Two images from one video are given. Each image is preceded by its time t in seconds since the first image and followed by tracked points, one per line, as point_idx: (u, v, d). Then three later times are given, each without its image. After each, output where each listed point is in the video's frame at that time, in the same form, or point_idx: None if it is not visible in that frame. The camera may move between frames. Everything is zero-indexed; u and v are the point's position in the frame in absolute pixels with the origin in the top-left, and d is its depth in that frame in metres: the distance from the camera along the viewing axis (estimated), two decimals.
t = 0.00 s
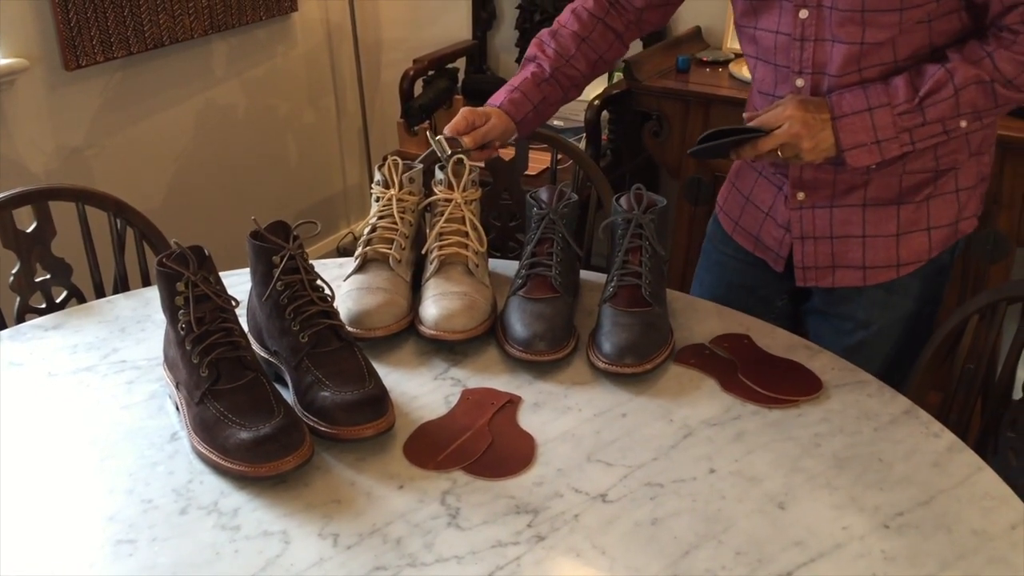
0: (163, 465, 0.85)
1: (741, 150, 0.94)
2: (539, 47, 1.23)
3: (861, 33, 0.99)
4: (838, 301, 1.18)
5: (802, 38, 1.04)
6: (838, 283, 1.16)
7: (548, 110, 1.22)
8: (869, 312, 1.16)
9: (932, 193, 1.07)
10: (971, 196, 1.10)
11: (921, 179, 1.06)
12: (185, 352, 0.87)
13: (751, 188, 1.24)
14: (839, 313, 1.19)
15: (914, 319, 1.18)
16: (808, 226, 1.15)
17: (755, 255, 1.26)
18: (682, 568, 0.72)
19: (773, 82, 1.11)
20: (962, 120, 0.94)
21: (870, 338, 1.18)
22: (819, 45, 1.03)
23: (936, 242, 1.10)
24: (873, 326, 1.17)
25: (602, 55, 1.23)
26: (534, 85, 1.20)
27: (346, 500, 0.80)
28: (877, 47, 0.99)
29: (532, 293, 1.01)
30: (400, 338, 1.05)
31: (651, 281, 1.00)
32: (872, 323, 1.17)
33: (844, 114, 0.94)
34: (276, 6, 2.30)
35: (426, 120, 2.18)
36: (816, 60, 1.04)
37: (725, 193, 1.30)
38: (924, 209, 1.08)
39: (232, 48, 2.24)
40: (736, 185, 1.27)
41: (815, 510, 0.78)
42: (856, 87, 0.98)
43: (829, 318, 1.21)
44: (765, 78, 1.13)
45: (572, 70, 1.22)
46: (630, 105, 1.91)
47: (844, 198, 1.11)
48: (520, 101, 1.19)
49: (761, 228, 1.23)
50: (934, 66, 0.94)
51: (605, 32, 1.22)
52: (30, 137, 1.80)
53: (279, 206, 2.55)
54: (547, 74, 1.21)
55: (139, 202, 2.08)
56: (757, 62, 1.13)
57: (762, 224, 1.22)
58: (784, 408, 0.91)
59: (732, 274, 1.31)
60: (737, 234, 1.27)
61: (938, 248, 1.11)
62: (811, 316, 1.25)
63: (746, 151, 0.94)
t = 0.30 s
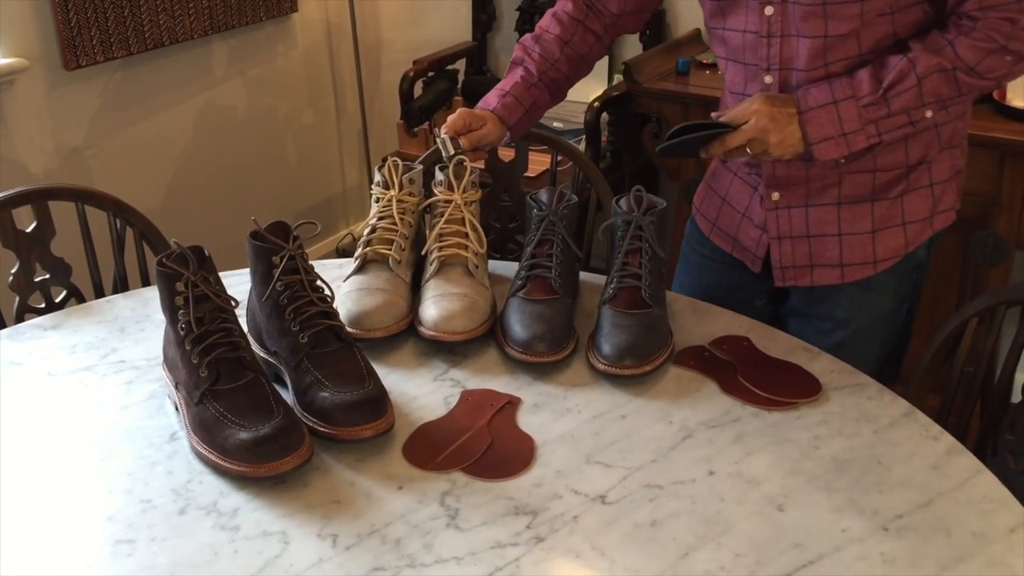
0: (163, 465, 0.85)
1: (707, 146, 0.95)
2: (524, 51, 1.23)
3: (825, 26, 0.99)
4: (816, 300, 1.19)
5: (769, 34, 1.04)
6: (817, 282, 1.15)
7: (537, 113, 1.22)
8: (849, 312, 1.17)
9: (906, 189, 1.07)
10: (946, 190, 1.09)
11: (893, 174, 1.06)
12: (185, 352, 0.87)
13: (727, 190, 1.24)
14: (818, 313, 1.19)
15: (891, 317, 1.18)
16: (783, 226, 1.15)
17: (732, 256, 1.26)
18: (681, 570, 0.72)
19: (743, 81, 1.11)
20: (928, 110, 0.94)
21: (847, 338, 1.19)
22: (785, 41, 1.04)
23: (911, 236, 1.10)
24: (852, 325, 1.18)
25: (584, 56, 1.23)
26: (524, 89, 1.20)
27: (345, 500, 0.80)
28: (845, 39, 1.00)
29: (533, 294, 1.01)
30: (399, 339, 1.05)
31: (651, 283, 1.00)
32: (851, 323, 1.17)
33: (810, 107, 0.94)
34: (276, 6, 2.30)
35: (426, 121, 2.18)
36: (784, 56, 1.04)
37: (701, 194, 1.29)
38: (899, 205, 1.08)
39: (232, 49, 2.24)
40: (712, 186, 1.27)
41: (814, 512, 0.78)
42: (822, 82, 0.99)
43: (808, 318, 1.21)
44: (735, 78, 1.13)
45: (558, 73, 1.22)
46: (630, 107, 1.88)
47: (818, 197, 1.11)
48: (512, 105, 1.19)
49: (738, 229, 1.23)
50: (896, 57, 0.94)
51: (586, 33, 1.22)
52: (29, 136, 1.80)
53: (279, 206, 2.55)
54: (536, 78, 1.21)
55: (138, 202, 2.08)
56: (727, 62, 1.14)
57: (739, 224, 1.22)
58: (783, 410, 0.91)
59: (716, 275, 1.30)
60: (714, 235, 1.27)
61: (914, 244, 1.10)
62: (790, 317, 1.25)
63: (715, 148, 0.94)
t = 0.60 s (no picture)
0: (160, 465, 0.85)
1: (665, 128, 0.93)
2: (517, 48, 1.23)
3: (783, 15, 1.00)
4: (783, 299, 1.19)
5: (730, 26, 1.05)
6: (784, 277, 1.16)
7: (535, 108, 1.22)
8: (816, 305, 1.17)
9: (869, 180, 1.08)
10: (909, 181, 1.10)
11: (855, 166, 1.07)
12: (183, 353, 0.87)
13: (694, 186, 1.24)
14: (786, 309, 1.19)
15: (859, 311, 1.18)
16: (749, 221, 1.15)
17: (701, 251, 1.26)
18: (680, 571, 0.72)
19: (706, 73, 1.12)
20: (878, 95, 0.94)
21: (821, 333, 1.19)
22: (745, 32, 1.04)
23: (877, 228, 1.10)
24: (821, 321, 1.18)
25: (576, 50, 1.23)
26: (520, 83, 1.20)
27: (343, 501, 0.80)
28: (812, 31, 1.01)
29: (532, 295, 1.01)
30: (398, 339, 1.04)
31: (650, 284, 1.00)
32: (820, 318, 1.18)
33: (764, 87, 0.93)
34: (276, 7, 2.30)
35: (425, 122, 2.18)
36: (744, 47, 1.05)
37: (670, 190, 1.29)
38: (863, 196, 1.09)
39: (232, 50, 2.24)
40: (678, 183, 1.27)
41: (813, 514, 0.78)
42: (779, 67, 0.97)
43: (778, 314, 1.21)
44: (700, 69, 1.14)
45: (553, 66, 1.22)
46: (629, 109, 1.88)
47: (783, 192, 1.11)
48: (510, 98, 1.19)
49: (706, 225, 1.23)
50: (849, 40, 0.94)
51: (577, 28, 1.23)
52: (28, 136, 1.80)
53: (278, 207, 2.55)
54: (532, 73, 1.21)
55: (136, 202, 2.08)
56: (692, 54, 1.15)
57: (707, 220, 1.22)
58: (782, 412, 0.91)
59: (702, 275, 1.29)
60: (683, 231, 1.27)
61: (880, 236, 1.11)
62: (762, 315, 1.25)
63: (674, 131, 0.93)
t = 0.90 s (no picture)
0: (159, 467, 0.85)
1: (548, 170, 0.91)
2: (531, 33, 1.23)
3: (747, 14, 1.01)
4: (765, 299, 1.20)
5: (704, 24, 1.06)
6: (762, 274, 1.16)
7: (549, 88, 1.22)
8: (797, 301, 1.18)
9: (845, 178, 1.08)
10: (885, 180, 1.10)
11: (828, 164, 1.07)
12: (182, 354, 0.87)
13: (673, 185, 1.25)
14: (767, 308, 1.21)
15: (841, 307, 1.19)
16: (727, 219, 1.15)
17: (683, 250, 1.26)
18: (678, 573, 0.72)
19: (682, 71, 1.13)
20: (752, 120, 0.92)
21: (800, 331, 1.21)
22: (718, 30, 1.05)
23: (854, 227, 1.10)
24: (800, 318, 1.19)
25: (589, 33, 1.23)
26: (534, 63, 1.20)
27: (343, 503, 0.80)
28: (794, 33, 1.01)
29: (532, 296, 1.01)
30: (397, 341, 1.04)
31: (649, 286, 1.00)
32: (800, 317, 1.19)
33: (638, 112, 0.92)
34: (275, 9, 2.30)
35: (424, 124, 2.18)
36: (718, 45, 1.06)
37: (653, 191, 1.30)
38: (839, 194, 1.09)
39: (231, 51, 2.24)
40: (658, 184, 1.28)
41: (813, 516, 0.78)
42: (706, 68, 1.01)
43: (758, 312, 1.23)
44: (675, 68, 1.15)
45: (567, 47, 1.22)
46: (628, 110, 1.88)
47: (759, 190, 1.11)
48: (525, 77, 1.19)
49: (686, 222, 1.23)
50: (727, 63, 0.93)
51: (588, 11, 1.23)
52: (27, 137, 1.80)
53: (277, 208, 2.54)
54: (546, 54, 1.21)
55: (134, 203, 2.08)
56: (665, 51, 1.16)
57: (687, 218, 1.23)
58: (782, 414, 0.92)
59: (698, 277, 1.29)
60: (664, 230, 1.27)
61: (856, 234, 1.11)
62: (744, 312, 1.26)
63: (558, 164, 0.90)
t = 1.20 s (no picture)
0: (159, 469, 0.85)
1: (543, 202, 0.90)
2: (583, 61, 1.23)
3: (737, 23, 1.02)
4: (748, 298, 1.21)
5: (694, 30, 1.06)
6: (745, 275, 1.16)
7: (620, 106, 1.21)
8: (781, 302, 1.18)
9: (828, 183, 1.08)
10: (868, 188, 1.10)
11: (811, 170, 1.07)
12: (182, 356, 0.87)
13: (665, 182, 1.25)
14: (751, 309, 1.22)
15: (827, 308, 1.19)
16: (713, 219, 1.15)
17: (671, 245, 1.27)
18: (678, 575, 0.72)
19: (674, 73, 1.14)
20: (746, 145, 0.93)
21: (785, 331, 1.21)
22: (708, 36, 1.06)
23: (836, 232, 1.10)
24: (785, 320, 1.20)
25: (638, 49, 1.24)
26: (600, 84, 1.19)
27: (342, 505, 0.80)
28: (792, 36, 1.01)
29: (530, 298, 1.01)
30: (397, 343, 1.04)
31: (648, 289, 1.00)
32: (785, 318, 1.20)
33: (632, 148, 0.93)
34: (274, 11, 2.30)
35: (424, 125, 2.18)
36: (707, 51, 1.07)
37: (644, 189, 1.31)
38: (821, 200, 1.09)
39: (230, 53, 2.23)
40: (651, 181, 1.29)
41: (812, 518, 0.78)
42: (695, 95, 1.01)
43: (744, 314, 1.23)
44: (668, 69, 1.15)
45: (625, 64, 1.22)
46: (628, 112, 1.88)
47: (746, 191, 1.11)
48: (596, 99, 1.18)
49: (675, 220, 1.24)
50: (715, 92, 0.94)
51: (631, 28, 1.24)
52: (26, 139, 1.80)
53: (276, 210, 2.54)
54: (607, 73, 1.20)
55: (133, 205, 2.08)
56: (659, 51, 1.16)
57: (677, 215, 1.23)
58: (781, 415, 0.92)
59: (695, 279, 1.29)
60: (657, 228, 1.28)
61: (837, 240, 1.11)
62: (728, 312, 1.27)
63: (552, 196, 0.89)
